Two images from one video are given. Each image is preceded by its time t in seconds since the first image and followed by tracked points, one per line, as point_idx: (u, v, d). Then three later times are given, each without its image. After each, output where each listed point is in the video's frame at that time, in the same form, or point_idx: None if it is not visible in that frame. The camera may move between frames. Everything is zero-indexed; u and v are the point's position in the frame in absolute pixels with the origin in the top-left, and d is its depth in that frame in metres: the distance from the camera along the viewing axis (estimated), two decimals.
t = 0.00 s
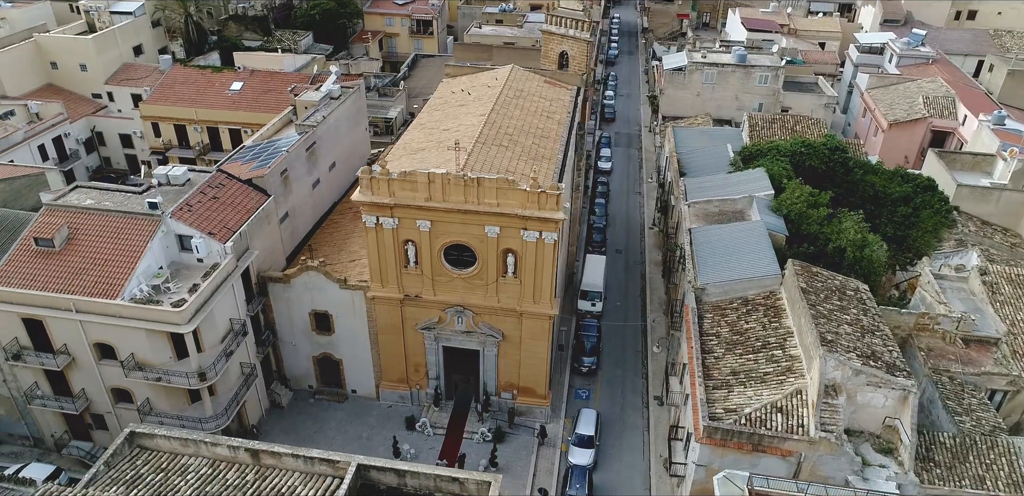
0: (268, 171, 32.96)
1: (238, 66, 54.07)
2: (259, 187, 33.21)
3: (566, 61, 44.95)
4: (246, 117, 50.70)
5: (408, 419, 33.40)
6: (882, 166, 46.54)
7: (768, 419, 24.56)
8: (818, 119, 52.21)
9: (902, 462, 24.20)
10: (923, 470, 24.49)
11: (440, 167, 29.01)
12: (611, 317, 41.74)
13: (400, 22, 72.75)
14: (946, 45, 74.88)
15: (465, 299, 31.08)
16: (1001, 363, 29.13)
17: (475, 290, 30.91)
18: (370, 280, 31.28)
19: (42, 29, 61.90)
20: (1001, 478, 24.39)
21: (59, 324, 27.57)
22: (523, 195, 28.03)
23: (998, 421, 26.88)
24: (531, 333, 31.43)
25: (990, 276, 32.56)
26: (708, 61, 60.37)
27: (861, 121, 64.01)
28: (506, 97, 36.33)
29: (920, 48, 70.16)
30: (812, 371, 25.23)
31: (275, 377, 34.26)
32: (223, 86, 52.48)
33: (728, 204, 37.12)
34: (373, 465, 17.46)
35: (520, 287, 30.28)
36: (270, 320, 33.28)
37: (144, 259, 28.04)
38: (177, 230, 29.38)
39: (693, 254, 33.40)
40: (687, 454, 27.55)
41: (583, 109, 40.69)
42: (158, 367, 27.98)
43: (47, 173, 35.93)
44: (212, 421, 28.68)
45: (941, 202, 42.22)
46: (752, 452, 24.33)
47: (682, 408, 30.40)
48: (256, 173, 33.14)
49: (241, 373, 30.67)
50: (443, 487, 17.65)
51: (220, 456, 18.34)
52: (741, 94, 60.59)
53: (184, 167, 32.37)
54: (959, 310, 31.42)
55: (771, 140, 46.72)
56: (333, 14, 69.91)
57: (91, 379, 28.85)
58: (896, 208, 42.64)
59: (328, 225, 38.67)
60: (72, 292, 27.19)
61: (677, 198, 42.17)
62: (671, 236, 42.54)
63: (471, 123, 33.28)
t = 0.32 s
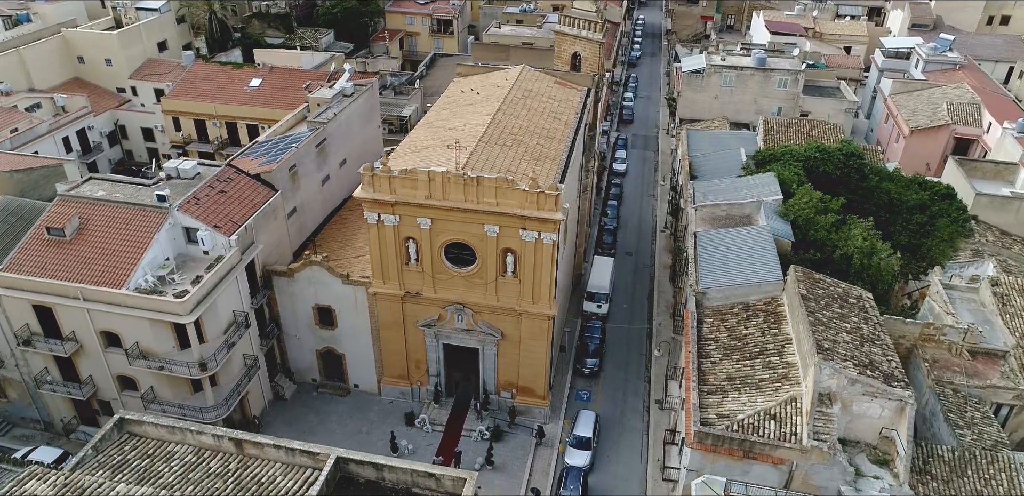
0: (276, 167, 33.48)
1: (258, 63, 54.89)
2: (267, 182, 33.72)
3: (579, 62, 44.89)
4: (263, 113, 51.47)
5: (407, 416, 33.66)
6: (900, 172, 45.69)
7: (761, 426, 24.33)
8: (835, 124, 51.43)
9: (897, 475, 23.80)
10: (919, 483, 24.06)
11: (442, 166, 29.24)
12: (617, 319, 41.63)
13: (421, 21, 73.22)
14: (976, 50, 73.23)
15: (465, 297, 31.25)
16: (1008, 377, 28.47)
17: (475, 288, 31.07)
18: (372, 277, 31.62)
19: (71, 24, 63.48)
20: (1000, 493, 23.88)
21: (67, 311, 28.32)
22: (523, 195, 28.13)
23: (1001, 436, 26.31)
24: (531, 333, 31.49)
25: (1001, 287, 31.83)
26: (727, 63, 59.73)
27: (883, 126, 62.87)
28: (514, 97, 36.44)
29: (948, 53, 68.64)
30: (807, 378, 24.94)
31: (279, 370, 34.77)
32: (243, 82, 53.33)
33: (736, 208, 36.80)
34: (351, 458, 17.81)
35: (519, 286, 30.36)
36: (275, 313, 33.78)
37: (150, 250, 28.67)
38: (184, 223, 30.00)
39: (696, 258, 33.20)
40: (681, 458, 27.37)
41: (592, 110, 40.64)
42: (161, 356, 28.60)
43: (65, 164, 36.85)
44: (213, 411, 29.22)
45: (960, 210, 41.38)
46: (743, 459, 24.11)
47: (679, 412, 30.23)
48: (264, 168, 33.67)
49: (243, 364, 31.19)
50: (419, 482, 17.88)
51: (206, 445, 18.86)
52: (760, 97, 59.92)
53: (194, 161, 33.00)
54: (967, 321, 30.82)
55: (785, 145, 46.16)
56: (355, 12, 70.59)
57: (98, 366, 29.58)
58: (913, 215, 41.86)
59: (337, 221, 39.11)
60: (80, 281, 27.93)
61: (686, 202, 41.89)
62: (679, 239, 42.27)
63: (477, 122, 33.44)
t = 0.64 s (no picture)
0: (283, 163, 33.99)
1: (277, 60, 55.68)
2: (275, 177, 34.22)
3: (591, 63, 44.77)
4: (280, 110, 52.22)
5: (407, 412, 33.96)
6: (917, 179, 44.86)
7: (752, 432, 24.12)
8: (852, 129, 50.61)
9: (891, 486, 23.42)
10: None
11: (442, 165, 29.46)
12: (622, 321, 41.50)
13: (441, 21, 73.69)
14: (1005, 57, 71.54)
15: (464, 295, 31.41)
16: (1014, 391, 27.84)
17: (475, 286, 31.21)
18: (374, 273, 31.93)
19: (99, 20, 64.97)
20: None
21: (75, 299, 29.06)
22: (521, 195, 28.22)
23: (1002, 450, 25.77)
24: (529, 332, 31.56)
25: (1011, 299, 31.10)
26: (746, 67, 59.09)
27: (905, 133, 61.80)
28: (521, 97, 36.54)
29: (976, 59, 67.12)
30: (801, 386, 24.65)
31: (283, 363, 35.27)
32: (261, 79, 54.10)
33: (742, 212, 36.46)
34: (330, 451, 18.18)
35: (517, 286, 30.44)
36: (279, 307, 34.26)
37: (157, 242, 29.29)
38: (190, 216, 30.62)
39: (699, 262, 33.00)
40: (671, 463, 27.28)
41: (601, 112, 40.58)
42: (165, 346, 29.22)
43: (82, 156, 37.77)
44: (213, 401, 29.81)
45: (978, 219, 40.48)
46: (733, 465, 23.92)
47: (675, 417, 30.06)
48: (272, 164, 34.20)
49: (245, 356, 31.75)
50: (395, 475, 18.15)
51: (192, 434, 19.43)
52: (778, 101, 59.19)
53: (204, 156, 33.62)
54: (974, 333, 30.24)
55: (799, 150, 45.61)
56: (375, 11, 71.21)
57: (105, 354, 30.30)
58: (927, 224, 41.09)
59: (345, 217, 39.54)
60: (88, 270, 28.64)
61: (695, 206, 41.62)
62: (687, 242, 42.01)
63: (481, 122, 33.59)
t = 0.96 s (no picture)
0: (286, 159, 34.40)
1: (290, 58, 56.26)
2: (278, 173, 34.62)
3: (597, 64, 44.66)
4: (292, 107, 52.79)
5: (402, 408, 34.17)
6: (929, 185, 44.09)
7: (739, 437, 23.97)
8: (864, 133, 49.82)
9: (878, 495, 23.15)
10: None
11: (439, 163, 29.64)
12: (623, 324, 41.37)
13: (456, 21, 74.09)
14: None
15: (460, 293, 31.55)
16: (1012, 402, 27.34)
17: (470, 285, 31.34)
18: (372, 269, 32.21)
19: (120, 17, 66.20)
20: None
21: (79, 290, 29.72)
22: (516, 194, 28.30)
23: (997, 463, 25.36)
24: (524, 331, 31.61)
25: (1015, 309, 30.45)
26: (759, 69, 58.50)
27: (922, 138, 60.80)
28: (524, 98, 36.60)
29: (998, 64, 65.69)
30: (788, 392, 24.47)
31: (282, 357, 35.69)
32: (273, 76, 54.70)
33: (744, 216, 36.12)
34: (306, 443, 19.00)
35: (512, 285, 30.52)
36: (279, 302, 34.67)
37: (158, 235, 29.83)
38: (192, 210, 31.13)
39: (698, 266, 32.76)
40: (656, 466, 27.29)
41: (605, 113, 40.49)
42: (164, 337, 29.77)
43: (93, 149, 38.55)
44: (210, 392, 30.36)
45: (988, 229, 39.77)
46: (718, 470, 23.73)
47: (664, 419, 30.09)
48: (276, 160, 34.62)
49: (243, 349, 32.24)
50: (368, 468, 18.85)
51: (174, 423, 20.53)
52: (791, 105, 58.53)
53: (207, 151, 34.14)
54: (975, 342, 29.74)
55: (808, 154, 45.11)
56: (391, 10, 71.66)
57: (107, 344, 30.95)
58: (936, 231, 40.41)
59: (348, 214, 39.87)
60: (91, 261, 29.27)
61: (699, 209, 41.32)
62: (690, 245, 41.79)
63: (482, 122, 33.68)
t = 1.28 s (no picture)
0: (287, 155, 34.75)
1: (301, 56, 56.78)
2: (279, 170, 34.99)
3: (603, 65, 44.60)
4: (301, 104, 53.28)
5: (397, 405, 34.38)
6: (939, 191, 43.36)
7: (724, 441, 23.83)
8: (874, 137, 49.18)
9: None
10: None
11: (433, 162, 29.81)
12: (623, 326, 41.26)
13: (469, 20, 74.32)
14: None
15: (454, 292, 31.69)
16: (1009, 414, 26.87)
17: (464, 283, 31.45)
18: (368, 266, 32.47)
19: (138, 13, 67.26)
20: None
21: (80, 281, 30.31)
22: (508, 194, 28.38)
23: (989, 474, 24.97)
24: (517, 331, 31.67)
25: (1016, 319, 29.90)
26: (770, 72, 57.95)
27: (937, 144, 59.83)
28: (525, 98, 36.64)
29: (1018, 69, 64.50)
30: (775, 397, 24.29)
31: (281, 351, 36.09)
32: (284, 74, 55.27)
33: (744, 219, 35.88)
34: (283, 437, 19.73)
35: (506, 284, 30.60)
36: (278, 297, 35.05)
37: (157, 228, 30.32)
38: (192, 205, 31.59)
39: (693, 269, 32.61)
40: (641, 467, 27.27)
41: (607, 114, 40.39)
42: (161, 329, 30.28)
43: (101, 144, 39.22)
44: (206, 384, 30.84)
45: (996, 237, 38.90)
46: (702, 474, 23.55)
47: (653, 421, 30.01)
48: (277, 156, 34.99)
49: (239, 343, 32.68)
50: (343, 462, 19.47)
51: (156, 413, 21.28)
52: (803, 108, 57.93)
53: (209, 146, 34.58)
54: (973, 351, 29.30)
55: (815, 158, 44.65)
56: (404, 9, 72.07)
57: (107, 334, 31.55)
58: (943, 239, 39.76)
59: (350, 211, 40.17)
60: (92, 253, 29.87)
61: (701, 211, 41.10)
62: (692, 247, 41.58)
63: (480, 121, 33.77)
